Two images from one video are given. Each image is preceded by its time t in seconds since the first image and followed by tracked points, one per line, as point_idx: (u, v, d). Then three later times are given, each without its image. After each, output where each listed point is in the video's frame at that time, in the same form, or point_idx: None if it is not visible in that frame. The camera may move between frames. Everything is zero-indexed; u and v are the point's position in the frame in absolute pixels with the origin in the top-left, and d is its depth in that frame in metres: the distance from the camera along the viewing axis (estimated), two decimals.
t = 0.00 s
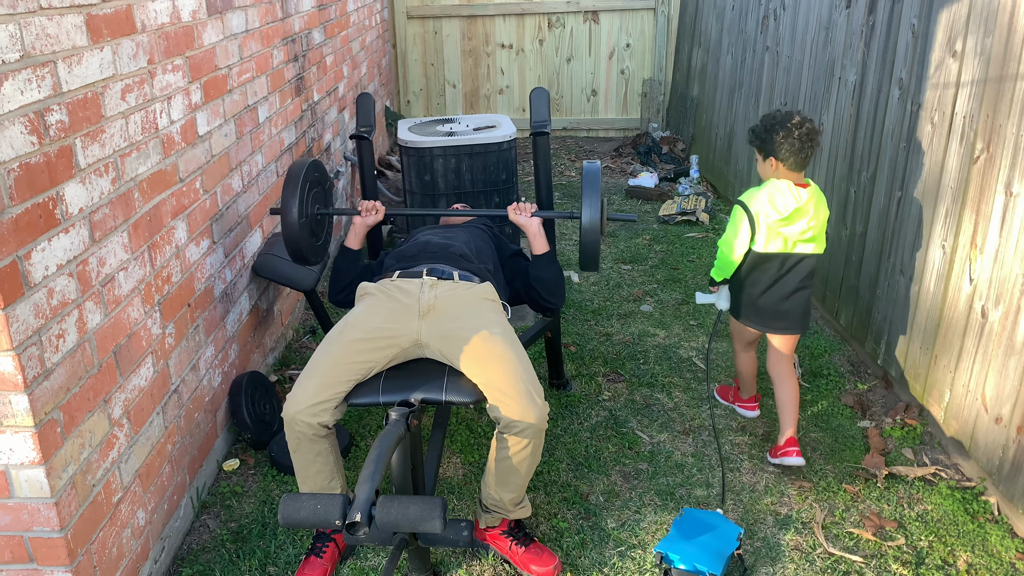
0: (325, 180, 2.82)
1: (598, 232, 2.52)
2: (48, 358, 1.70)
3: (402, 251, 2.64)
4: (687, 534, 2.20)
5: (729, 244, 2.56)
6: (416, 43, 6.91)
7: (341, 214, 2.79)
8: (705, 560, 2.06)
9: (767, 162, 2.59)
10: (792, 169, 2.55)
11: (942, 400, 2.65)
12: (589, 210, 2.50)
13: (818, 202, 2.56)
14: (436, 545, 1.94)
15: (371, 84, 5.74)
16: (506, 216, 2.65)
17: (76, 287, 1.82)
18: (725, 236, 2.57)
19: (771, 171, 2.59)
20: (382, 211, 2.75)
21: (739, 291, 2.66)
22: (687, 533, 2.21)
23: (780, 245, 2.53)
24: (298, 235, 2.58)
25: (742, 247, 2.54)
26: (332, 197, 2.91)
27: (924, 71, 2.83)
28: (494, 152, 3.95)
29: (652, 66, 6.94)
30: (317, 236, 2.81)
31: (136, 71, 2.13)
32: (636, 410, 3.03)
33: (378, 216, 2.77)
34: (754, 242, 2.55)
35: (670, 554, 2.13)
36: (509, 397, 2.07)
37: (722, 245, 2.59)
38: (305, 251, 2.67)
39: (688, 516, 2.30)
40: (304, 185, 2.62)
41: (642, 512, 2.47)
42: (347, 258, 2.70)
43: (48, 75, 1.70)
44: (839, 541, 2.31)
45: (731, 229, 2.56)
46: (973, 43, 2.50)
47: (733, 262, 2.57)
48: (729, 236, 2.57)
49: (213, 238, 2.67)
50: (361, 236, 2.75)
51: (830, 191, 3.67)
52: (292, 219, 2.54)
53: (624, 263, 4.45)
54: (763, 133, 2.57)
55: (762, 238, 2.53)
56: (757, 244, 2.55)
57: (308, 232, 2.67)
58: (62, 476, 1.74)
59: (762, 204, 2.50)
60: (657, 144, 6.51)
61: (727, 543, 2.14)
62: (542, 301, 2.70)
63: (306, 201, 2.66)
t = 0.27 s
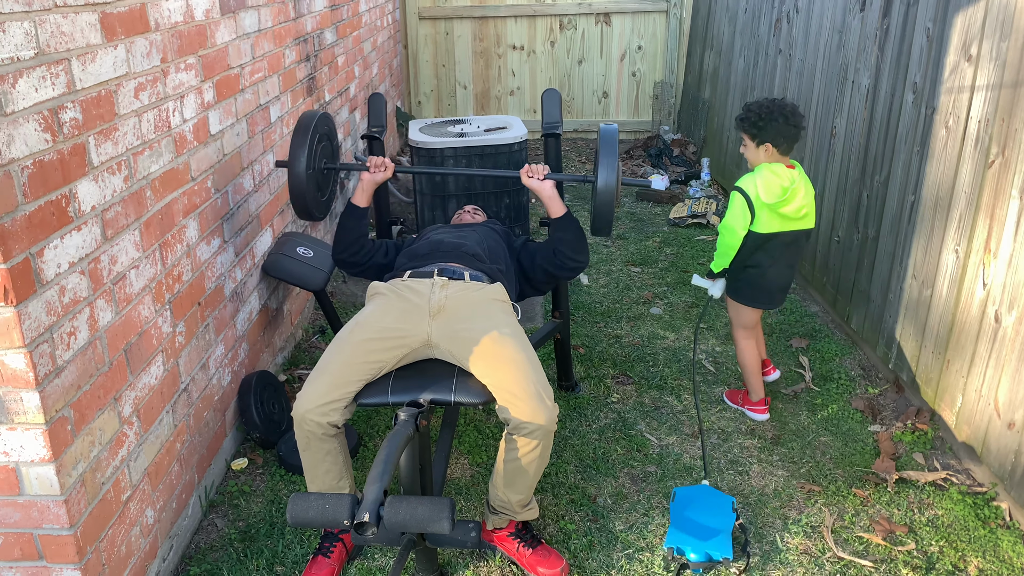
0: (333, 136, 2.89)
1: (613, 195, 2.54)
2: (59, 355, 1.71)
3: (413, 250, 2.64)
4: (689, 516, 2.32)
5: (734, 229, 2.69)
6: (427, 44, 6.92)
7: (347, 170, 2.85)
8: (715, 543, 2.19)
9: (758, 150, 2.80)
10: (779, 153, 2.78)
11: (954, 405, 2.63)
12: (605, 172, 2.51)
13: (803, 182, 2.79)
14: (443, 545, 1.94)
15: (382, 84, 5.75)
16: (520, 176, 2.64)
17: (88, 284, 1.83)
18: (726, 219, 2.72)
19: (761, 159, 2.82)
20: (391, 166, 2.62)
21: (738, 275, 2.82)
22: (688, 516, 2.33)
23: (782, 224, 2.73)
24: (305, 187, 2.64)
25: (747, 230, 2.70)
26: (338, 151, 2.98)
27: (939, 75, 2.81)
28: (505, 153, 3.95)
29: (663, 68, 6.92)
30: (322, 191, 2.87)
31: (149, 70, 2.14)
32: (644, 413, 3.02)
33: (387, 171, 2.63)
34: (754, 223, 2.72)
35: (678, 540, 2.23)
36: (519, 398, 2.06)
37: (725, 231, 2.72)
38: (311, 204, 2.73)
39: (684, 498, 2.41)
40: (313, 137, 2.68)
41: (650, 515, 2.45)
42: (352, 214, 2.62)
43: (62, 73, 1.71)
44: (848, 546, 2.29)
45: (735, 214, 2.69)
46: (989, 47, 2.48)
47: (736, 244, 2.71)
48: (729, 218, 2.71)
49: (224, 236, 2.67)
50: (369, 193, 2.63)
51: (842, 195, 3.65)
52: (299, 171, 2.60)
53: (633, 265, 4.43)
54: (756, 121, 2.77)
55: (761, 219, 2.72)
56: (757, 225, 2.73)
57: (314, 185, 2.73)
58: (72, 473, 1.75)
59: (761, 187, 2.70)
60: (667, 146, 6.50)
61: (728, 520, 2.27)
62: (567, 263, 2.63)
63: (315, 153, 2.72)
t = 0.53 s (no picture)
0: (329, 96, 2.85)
1: (623, 155, 2.56)
2: (61, 355, 1.71)
3: (416, 248, 2.64)
4: (684, 482, 2.51)
5: (731, 218, 2.82)
6: (429, 43, 6.91)
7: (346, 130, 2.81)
8: (706, 507, 2.38)
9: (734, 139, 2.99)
10: (756, 141, 3.00)
11: (957, 405, 2.62)
12: (616, 131, 2.53)
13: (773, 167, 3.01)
14: (446, 546, 1.94)
15: (384, 84, 5.75)
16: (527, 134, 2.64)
17: (90, 284, 1.83)
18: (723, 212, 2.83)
19: (743, 146, 3.00)
20: (392, 126, 2.68)
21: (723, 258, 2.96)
22: (683, 480, 2.52)
23: (768, 207, 2.91)
24: (306, 145, 2.59)
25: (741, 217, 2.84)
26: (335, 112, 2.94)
27: (942, 74, 2.80)
28: (507, 152, 3.95)
29: (665, 67, 6.92)
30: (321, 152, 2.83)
31: (151, 70, 2.14)
32: (646, 412, 3.02)
33: (388, 132, 2.69)
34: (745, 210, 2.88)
35: (672, 499, 2.43)
36: (522, 398, 2.06)
37: (722, 220, 2.83)
38: (311, 164, 2.68)
39: (683, 465, 2.61)
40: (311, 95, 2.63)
41: (652, 515, 2.45)
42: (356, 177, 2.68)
43: (64, 73, 1.71)
44: (850, 545, 2.28)
45: (731, 203, 2.82)
46: (992, 46, 2.48)
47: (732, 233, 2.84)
48: (726, 211, 2.83)
49: (226, 236, 2.67)
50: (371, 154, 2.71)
51: (845, 194, 3.65)
52: (300, 129, 2.56)
53: (635, 264, 4.43)
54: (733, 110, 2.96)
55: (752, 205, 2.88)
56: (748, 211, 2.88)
57: (314, 145, 2.69)
58: (74, 473, 1.75)
59: (750, 174, 2.85)
60: (669, 145, 6.49)
61: (721, 488, 2.46)
62: (563, 228, 2.65)
63: (314, 112, 2.68)
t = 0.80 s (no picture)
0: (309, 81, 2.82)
1: (607, 134, 2.56)
2: (36, 361, 1.68)
3: (398, 253, 2.63)
4: (660, 475, 2.54)
5: (707, 214, 3.00)
6: (410, 47, 6.90)
7: (327, 116, 2.78)
8: (679, 500, 2.43)
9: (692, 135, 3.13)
10: (710, 138, 3.15)
11: (933, 406, 2.66)
12: (599, 110, 2.54)
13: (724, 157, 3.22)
14: (427, 552, 1.93)
15: (365, 88, 5.73)
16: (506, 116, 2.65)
17: (66, 289, 1.81)
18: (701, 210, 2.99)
19: (698, 142, 3.14)
20: (373, 111, 2.65)
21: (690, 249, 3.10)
22: (659, 474, 2.55)
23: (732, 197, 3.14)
24: (287, 133, 2.57)
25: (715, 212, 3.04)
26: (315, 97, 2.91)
27: (917, 80, 2.85)
28: (488, 157, 3.95)
29: (645, 72, 6.97)
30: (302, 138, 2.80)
31: (129, 73, 2.12)
32: (627, 416, 3.03)
33: (370, 116, 2.67)
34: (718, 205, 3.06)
35: (648, 492, 2.46)
36: (503, 403, 2.06)
37: (700, 216, 3.00)
38: (292, 152, 2.66)
39: (662, 458, 2.65)
40: (291, 81, 2.60)
41: (633, 518, 2.46)
42: (342, 164, 2.72)
43: (39, 75, 1.68)
44: (830, 546, 2.30)
45: (708, 200, 2.99)
46: (965, 53, 2.52)
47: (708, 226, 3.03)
48: (703, 208, 3.00)
49: (205, 241, 2.65)
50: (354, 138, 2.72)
51: (822, 198, 3.69)
52: (280, 117, 2.53)
53: (616, 268, 4.45)
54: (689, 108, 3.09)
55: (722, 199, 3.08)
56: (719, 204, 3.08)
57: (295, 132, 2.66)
58: (48, 482, 1.72)
59: (716, 169, 3.05)
60: (650, 150, 6.54)
61: (695, 481, 2.50)
62: (537, 213, 2.68)
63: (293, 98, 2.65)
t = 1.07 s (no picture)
0: (295, 56, 2.79)
1: (598, 101, 2.52)
2: (26, 354, 1.67)
3: (389, 246, 2.62)
4: (652, 466, 2.55)
5: (669, 211, 3.00)
6: (402, 39, 6.87)
7: (314, 91, 2.75)
8: (674, 489, 2.44)
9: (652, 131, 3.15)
10: (670, 133, 3.18)
11: (924, 396, 2.68)
12: (588, 77, 2.49)
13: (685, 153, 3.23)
14: (420, 543, 1.93)
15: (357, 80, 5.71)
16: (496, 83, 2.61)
17: (56, 282, 1.80)
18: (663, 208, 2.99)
19: (659, 138, 3.16)
20: (361, 85, 2.67)
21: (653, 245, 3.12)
22: (651, 465, 2.56)
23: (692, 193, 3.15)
24: (274, 106, 2.53)
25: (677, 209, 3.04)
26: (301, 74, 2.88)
27: (908, 71, 2.85)
28: (481, 149, 3.95)
29: (638, 64, 6.96)
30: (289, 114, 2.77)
31: (118, 63, 2.10)
32: (620, 407, 3.03)
33: (358, 90, 2.68)
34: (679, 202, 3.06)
35: (642, 482, 2.47)
36: (495, 394, 2.06)
37: (663, 213, 3.00)
38: (280, 126, 2.63)
39: (653, 447, 2.67)
40: (278, 56, 2.57)
41: (625, 509, 2.47)
42: (344, 141, 2.74)
43: (27, 66, 1.67)
44: (821, 536, 2.32)
45: (671, 197, 2.99)
46: (957, 44, 2.53)
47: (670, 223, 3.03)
48: (665, 205, 2.99)
49: (196, 233, 2.64)
50: (343, 113, 2.71)
51: (814, 190, 3.70)
52: (268, 90, 2.49)
53: (609, 260, 4.45)
54: (650, 103, 3.11)
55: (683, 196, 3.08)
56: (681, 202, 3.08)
57: (282, 107, 2.62)
58: (40, 474, 1.72)
59: (678, 166, 3.05)
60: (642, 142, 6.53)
61: (686, 471, 2.52)
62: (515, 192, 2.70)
63: (280, 73, 2.61)
